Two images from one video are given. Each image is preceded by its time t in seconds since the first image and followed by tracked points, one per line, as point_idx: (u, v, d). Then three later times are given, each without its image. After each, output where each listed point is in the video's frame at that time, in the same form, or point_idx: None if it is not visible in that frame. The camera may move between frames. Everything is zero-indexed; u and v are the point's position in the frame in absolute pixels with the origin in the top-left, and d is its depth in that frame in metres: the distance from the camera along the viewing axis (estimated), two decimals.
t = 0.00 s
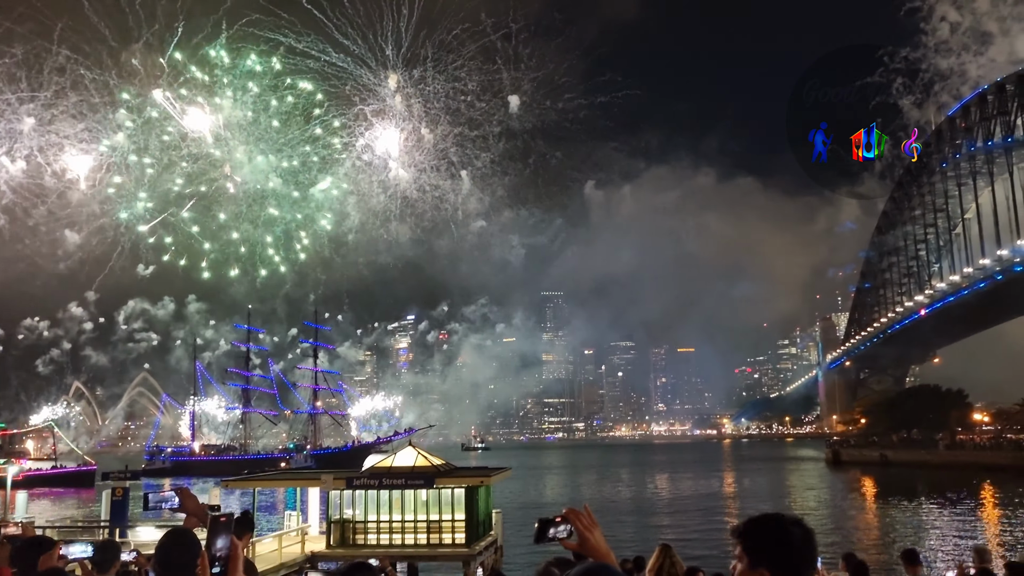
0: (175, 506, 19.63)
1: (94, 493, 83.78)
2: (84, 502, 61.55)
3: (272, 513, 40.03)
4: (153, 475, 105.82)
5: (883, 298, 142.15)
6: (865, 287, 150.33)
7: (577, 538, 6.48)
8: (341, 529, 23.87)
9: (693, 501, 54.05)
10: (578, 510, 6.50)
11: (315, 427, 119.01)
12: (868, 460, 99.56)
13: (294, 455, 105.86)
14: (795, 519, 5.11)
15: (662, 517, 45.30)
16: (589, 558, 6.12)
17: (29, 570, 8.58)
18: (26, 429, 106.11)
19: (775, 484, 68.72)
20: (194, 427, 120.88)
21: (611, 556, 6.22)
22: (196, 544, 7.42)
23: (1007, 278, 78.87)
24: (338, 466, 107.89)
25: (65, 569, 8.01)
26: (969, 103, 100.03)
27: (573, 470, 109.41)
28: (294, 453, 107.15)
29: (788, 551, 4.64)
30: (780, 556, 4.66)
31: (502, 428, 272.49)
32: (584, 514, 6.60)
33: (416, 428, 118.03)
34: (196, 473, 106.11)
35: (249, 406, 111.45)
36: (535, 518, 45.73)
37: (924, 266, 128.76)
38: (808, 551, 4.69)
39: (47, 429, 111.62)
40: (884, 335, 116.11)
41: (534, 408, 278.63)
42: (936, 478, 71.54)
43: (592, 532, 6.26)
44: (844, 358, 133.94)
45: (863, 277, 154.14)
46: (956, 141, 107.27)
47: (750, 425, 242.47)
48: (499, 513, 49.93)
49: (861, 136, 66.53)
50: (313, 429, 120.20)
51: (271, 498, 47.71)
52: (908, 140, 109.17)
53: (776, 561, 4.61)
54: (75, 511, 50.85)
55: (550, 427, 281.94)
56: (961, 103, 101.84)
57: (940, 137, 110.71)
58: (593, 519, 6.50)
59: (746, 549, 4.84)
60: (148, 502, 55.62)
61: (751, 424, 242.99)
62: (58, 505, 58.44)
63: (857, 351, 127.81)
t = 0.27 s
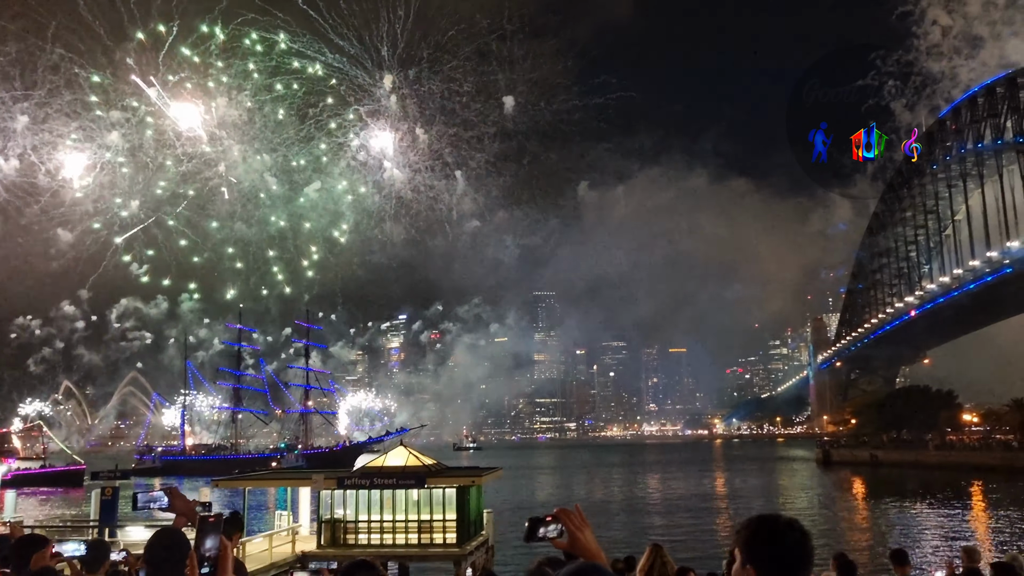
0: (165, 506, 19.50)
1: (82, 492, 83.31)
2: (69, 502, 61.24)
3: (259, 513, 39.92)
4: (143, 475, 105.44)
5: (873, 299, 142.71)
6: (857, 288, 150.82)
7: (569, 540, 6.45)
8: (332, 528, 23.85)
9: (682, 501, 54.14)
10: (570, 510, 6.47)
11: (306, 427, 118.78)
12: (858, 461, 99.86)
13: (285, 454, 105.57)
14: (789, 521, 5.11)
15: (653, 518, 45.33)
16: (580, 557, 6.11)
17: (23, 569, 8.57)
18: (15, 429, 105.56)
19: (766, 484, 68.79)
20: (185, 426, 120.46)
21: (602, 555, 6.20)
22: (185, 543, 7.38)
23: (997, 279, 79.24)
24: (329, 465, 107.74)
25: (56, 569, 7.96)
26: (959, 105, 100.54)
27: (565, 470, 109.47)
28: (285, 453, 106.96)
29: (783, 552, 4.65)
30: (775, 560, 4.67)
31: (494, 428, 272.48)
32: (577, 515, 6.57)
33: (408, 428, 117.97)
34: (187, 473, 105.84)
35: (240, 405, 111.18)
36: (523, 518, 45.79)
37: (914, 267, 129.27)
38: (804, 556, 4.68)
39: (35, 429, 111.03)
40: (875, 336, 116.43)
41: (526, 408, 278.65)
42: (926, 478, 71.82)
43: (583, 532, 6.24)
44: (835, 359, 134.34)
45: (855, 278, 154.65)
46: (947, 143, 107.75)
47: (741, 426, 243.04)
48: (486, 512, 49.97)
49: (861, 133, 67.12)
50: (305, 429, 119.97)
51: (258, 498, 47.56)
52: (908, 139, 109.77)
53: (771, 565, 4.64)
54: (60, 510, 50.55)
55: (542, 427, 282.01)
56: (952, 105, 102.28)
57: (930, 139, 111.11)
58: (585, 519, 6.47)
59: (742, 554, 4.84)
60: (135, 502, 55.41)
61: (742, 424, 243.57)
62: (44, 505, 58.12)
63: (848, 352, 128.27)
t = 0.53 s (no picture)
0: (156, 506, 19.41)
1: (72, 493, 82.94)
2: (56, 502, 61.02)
3: (247, 513, 39.89)
4: (134, 475, 105.20)
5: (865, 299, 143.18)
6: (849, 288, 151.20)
7: (560, 538, 6.45)
8: (323, 528, 23.81)
9: (672, 501, 54.25)
10: (562, 510, 6.50)
11: (299, 427, 118.56)
12: (850, 461, 100.20)
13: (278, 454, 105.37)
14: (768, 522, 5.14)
15: (643, 517, 45.39)
16: (572, 557, 6.11)
17: (16, 570, 8.52)
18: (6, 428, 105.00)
19: (758, 484, 68.88)
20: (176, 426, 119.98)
21: (593, 556, 6.20)
22: (177, 544, 7.37)
23: (988, 281, 79.55)
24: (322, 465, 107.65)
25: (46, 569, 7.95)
26: (951, 107, 100.85)
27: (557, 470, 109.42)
28: (278, 453, 106.83)
29: (762, 553, 4.69)
30: (754, 563, 4.69)
31: (487, 428, 272.47)
32: (567, 516, 6.56)
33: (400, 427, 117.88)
34: (178, 473, 105.54)
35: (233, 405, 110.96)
36: (511, 517, 45.90)
37: (907, 268, 129.65)
38: (784, 557, 4.70)
39: (26, 429, 110.59)
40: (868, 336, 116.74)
41: (518, 408, 278.70)
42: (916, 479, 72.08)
43: (574, 533, 6.26)
44: (828, 359, 134.69)
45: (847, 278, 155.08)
46: (939, 145, 108.13)
47: (733, 426, 243.46)
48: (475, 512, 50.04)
49: (860, 135, 67.16)
50: (298, 429, 119.77)
51: (247, 498, 47.50)
52: (909, 138, 110.16)
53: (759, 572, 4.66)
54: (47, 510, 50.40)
55: (534, 427, 282.06)
56: (944, 107, 102.67)
57: (923, 141, 111.41)
58: (575, 520, 6.49)
59: (722, 555, 4.87)
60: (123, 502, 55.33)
61: (734, 424, 244.11)
62: (32, 505, 57.80)
63: (841, 352, 128.70)
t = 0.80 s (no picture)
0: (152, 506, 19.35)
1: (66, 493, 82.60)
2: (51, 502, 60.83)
3: (243, 513, 39.81)
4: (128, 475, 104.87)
5: (859, 300, 143.71)
6: (843, 290, 151.78)
7: (554, 539, 6.42)
8: (318, 529, 23.79)
9: (667, 501, 54.37)
10: (556, 510, 6.44)
11: (293, 427, 118.37)
12: (843, 462, 100.63)
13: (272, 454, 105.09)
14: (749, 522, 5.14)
15: (638, 518, 45.52)
16: (565, 557, 6.11)
17: (16, 568, 8.53)
18: None
19: (753, 485, 69.11)
20: (170, 426, 119.64)
21: (587, 557, 6.20)
22: (171, 543, 7.33)
23: (981, 282, 79.90)
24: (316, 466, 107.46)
25: (41, 570, 7.93)
26: (945, 109, 101.34)
27: (551, 471, 109.54)
28: (272, 453, 106.61)
29: (743, 552, 4.69)
30: (730, 564, 4.71)
31: (481, 429, 272.66)
32: (561, 516, 6.52)
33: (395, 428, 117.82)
34: (172, 473, 105.28)
35: (227, 405, 110.65)
36: (508, 518, 45.89)
37: (900, 269, 130.15)
38: (762, 559, 4.72)
39: (18, 428, 110.16)
40: (861, 337, 117.22)
41: (513, 408, 279.01)
42: (910, 479, 72.35)
43: (568, 532, 6.26)
44: (822, 360, 135.15)
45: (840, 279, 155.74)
46: (932, 146, 108.69)
47: (727, 427, 244.14)
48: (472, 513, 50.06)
49: (861, 136, 67.37)
50: (292, 429, 119.60)
51: (243, 498, 47.44)
52: (908, 139, 110.49)
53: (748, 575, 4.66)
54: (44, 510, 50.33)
55: (529, 427, 282.34)
56: (937, 108, 103.07)
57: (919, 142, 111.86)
58: (570, 520, 6.44)
59: (702, 555, 4.87)
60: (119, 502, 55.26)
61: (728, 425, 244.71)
62: (26, 505, 57.59)
63: (834, 353, 129.12)
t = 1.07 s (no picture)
0: (150, 507, 19.31)
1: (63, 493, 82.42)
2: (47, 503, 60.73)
3: (243, 515, 39.69)
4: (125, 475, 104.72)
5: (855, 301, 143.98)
6: (840, 290, 152.11)
7: (556, 539, 6.42)
8: (316, 529, 23.80)
9: (666, 502, 54.42)
10: (556, 510, 6.45)
11: (291, 427, 118.23)
12: (841, 462, 100.86)
13: (270, 455, 104.92)
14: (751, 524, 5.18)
15: (637, 518, 45.56)
16: (565, 557, 6.12)
17: (21, 568, 8.56)
18: None
19: (751, 485, 69.20)
20: (167, 426, 119.42)
21: (587, 556, 6.21)
22: (172, 543, 7.32)
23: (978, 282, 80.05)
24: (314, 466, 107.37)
25: (44, 569, 7.92)
26: (942, 110, 101.64)
27: (549, 471, 109.63)
28: (270, 454, 106.47)
29: (751, 554, 4.73)
30: (736, 566, 4.76)
31: (479, 429, 272.59)
32: (562, 515, 6.52)
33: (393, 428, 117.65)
34: (170, 473, 105.15)
35: (225, 405, 110.48)
36: (508, 518, 45.92)
37: (897, 270, 130.36)
38: (767, 559, 4.78)
39: (15, 428, 109.92)
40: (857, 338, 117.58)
41: (511, 409, 279.02)
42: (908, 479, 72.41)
43: (568, 531, 6.26)
44: (819, 360, 135.32)
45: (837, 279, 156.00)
46: (929, 147, 109.05)
47: (725, 427, 244.44)
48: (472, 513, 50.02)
49: (863, 136, 67.38)
50: (290, 429, 119.46)
51: (242, 499, 47.33)
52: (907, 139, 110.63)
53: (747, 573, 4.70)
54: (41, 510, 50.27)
55: (526, 428, 282.33)
56: (934, 109, 103.31)
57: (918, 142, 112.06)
58: (571, 519, 6.44)
59: (706, 556, 4.95)
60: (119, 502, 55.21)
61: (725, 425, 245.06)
62: (23, 506, 57.41)
63: (831, 353, 129.32)
